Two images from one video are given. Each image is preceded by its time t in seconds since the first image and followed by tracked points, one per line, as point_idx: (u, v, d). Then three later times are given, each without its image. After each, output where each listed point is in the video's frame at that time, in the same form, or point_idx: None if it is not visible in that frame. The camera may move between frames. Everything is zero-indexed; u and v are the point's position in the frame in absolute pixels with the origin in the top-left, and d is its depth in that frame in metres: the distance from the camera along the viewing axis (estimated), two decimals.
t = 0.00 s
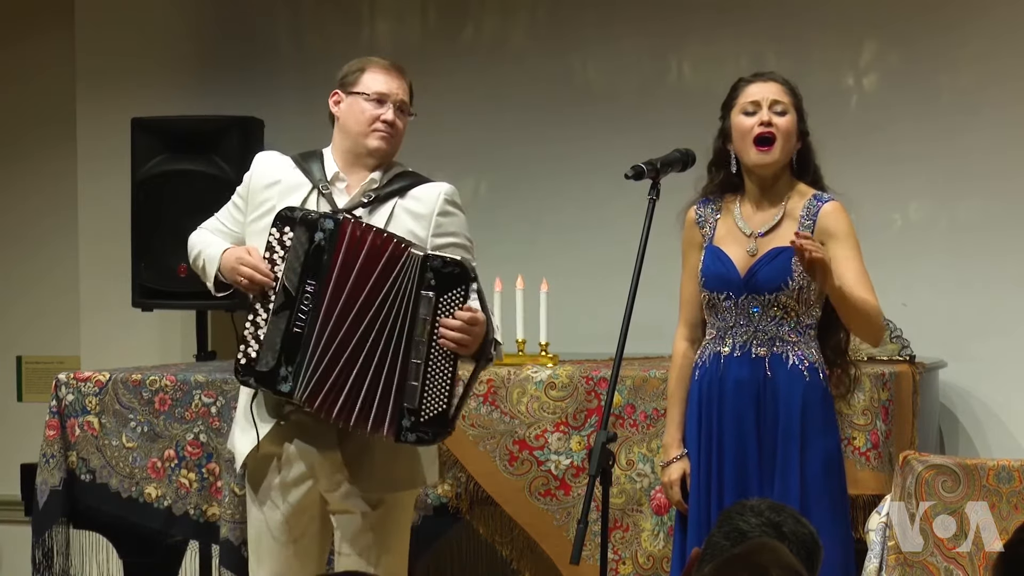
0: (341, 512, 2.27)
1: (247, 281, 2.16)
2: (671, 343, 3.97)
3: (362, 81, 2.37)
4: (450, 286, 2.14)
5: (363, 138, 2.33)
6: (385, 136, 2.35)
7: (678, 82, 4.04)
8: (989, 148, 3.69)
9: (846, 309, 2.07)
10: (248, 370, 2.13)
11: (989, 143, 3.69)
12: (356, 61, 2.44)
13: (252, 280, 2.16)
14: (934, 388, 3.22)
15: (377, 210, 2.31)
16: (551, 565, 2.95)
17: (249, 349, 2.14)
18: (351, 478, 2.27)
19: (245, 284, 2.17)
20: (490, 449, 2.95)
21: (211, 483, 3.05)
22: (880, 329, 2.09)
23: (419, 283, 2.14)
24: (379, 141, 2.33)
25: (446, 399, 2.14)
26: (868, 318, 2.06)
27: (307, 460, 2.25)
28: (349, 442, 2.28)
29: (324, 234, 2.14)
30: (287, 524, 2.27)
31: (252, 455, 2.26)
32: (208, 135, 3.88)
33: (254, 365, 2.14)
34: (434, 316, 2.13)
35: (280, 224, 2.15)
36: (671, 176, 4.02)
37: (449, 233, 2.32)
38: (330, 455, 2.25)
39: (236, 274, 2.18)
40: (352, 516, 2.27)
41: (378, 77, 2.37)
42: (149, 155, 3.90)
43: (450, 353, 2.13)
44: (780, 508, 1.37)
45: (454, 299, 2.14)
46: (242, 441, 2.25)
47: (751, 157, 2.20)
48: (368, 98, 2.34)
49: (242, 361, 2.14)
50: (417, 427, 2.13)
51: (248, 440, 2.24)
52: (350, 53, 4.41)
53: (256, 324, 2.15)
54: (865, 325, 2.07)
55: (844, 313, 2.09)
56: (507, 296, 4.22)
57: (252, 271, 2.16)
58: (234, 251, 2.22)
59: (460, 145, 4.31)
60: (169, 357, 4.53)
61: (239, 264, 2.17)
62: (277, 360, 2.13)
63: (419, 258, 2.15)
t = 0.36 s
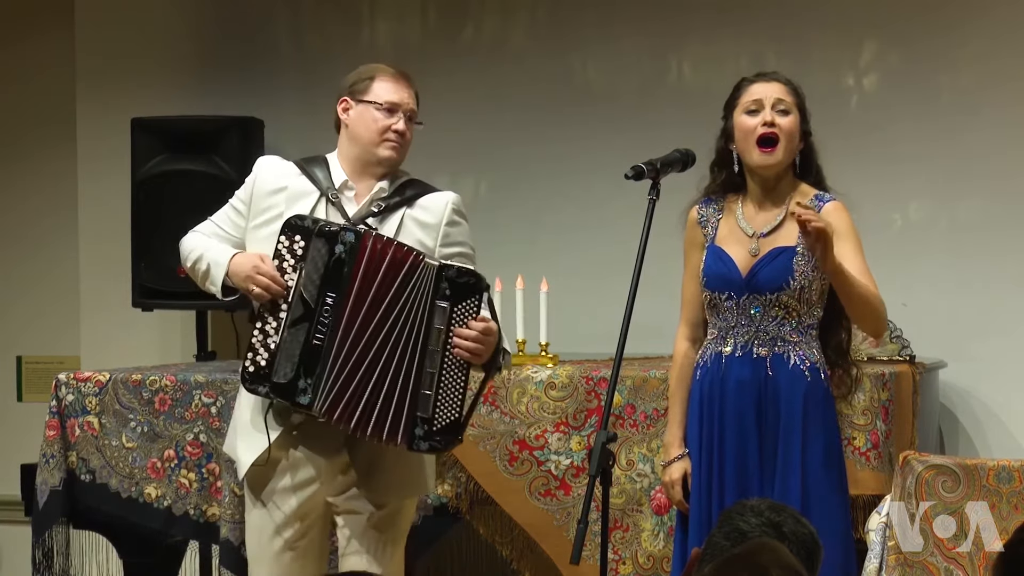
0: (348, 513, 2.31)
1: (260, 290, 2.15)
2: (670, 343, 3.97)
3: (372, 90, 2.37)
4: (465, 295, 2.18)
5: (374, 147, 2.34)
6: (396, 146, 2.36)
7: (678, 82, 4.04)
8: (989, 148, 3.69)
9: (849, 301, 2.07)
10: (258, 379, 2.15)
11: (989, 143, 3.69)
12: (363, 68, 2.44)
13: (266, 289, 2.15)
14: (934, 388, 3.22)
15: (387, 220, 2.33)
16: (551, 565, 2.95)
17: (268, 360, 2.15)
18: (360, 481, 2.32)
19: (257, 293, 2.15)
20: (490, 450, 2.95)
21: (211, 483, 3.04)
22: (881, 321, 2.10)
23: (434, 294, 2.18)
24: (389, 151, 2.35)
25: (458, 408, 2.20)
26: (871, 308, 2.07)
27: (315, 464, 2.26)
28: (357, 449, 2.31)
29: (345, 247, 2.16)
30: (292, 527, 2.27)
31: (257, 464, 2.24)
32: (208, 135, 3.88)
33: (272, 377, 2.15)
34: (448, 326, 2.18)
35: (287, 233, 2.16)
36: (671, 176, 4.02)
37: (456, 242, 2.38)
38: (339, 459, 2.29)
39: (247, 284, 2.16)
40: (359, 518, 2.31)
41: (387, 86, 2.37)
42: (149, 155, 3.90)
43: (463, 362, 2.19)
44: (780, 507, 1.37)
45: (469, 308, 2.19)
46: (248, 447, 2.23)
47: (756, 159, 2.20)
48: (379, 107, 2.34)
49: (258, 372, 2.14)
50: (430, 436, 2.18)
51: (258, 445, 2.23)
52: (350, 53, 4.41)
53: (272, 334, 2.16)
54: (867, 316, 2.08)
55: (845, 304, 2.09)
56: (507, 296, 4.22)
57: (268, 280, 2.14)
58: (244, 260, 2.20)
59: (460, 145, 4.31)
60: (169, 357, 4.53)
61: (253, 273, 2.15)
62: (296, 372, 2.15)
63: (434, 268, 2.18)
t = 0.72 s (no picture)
0: (350, 510, 2.30)
1: (266, 284, 2.14)
2: (670, 343, 3.97)
3: (376, 85, 2.38)
4: (466, 287, 2.20)
5: (380, 142, 2.34)
6: (401, 140, 2.37)
7: (678, 82, 4.04)
8: (989, 148, 3.69)
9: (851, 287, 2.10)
10: (264, 374, 2.15)
11: (989, 143, 3.69)
12: (367, 64, 2.45)
13: (271, 283, 2.14)
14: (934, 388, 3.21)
15: (392, 215, 2.33)
16: (551, 566, 2.95)
17: (275, 355, 2.15)
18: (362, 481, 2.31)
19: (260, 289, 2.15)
20: (490, 450, 2.95)
21: (211, 484, 3.04)
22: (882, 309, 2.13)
23: (437, 285, 2.20)
24: (395, 146, 2.35)
25: (458, 399, 2.20)
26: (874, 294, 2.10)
27: (321, 460, 2.27)
28: (362, 444, 2.32)
29: (354, 241, 2.17)
30: (296, 524, 2.27)
31: (263, 459, 2.24)
32: (208, 135, 3.88)
33: (281, 371, 2.14)
34: (450, 317, 2.19)
35: (294, 227, 2.16)
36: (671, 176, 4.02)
37: (460, 238, 2.36)
38: (346, 456, 2.29)
39: (251, 278, 2.15)
40: (361, 515, 2.30)
41: (392, 81, 2.37)
42: (149, 155, 3.90)
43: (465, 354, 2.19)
44: (780, 508, 1.37)
45: (471, 300, 2.20)
46: (254, 441, 2.23)
47: (758, 159, 2.20)
48: (385, 102, 2.35)
49: (265, 368, 2.14)
50: (430, 426, 2.18)
51: (263, 441, 2.23)
52: (350, 53, 4.41)
53: (279, 328, 2.16)
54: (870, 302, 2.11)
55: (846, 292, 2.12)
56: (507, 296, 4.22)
57: (274, 274, 2.14)
58: (248, 255, 2.19)
59: (460, 145, 4.31)
60: (169, 357, 4.53)
61: (259, 268, 2.14)
62: (305, 366, 2.14)
63: (437, 259, 2.19)
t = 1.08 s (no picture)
0: (350, 509, 2.29)
1: (267, 274, 2.15)
2: (670, 343, 3.97)
3: (378, 77, 2.38)
4: (455, 271, 2.18)
5: (382, 134, 2.34)
6: (404, 131, 2.36)
7: (678, 82, 4.04)
8: (989, 148, 3.69)
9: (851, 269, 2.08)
10: (263, 365, 2.15)
11: (988, 143, 3.69)
12: (369, 58, 2.45)
13: (271, 273, 2.16)
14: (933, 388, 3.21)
15: (395, 207, 2.33)
16: (552, 565, 2.95)
17: (274, 345, 2.15)
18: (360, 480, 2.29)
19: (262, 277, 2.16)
20: (490, 450, 2.95)
21: (211, 483, 3.04)
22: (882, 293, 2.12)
23: (424, 268, 2.19)
24: (398, 136, 2.35)
25: (448, 385, 2.18)
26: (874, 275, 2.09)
27: (321, 455, 2.26)
28: (363, 440, 2.30)
29: (352, 231, 2.17)
30: (297, 518, 2.27)
31: (263, 451, 2.25)
32: (208, 135, 3.88)
33: (278, 360, 2.15)
34: (438, 300, 2.17)
35: (298, 218, 2.16)
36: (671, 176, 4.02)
37: (463, 229, 2.34)
38: (346, 454, 2.28)
39: (252, 266, 2.16)
40: (361, 514, 2.28)
41: (393, 73, 2.38)
42: (149, 155, 3.90)
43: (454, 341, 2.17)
44: (780, 507, 1.37)
45: (459, 284, 2.18)
46: (255, 432, 2.25)
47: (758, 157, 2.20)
48: (387, 94, 2.35)
49: (264, 358, 2.14)
50: (419, 411, 2.16)
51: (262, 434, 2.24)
52: (350, 53, 4.41)
53: (276, 318, 2.16)
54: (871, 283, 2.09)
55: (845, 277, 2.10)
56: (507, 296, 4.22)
57: (274, 265, 2.15)
58: (249, 244, 2.20)
59: (460, 145, 4.31)
60: (169, 357, 4.53)
61: (259, 257, 2.15)
62: (302, 356, 2.15)
63: (423, 243, 2.19)
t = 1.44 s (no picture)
0: (350, 510, 2.29)
1: (269, 276, 2.17)
2: (670, 343, 3.98)
3: (377, 77, 2.38)
4: (448, 273, 2.16)
5: (382, 132, 2.34)
6: (404, 130, 2.36)
7: (678, 82, 4.05)
8: (988, 148, 3.69)
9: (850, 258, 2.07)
10: (264, 367, 2.16)
11: (988, 143, 3.69)
12: (368, 58, 2.45)
13: (274, 276, 2.17)
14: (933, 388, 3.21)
15: (396, 208, 2.33)
16: (551, 565, 2.95)
17: (274, 348, 2.17)
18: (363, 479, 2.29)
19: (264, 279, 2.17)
20: (490, 450, 2.95)
21: (211, 483, 3.04)
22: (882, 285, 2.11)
23: (415, 270, 2.17)
24: (399, 135, 2.34)
25: (438, 386, 2.16)
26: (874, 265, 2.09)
27: (321, 456, 2.27)
28: (363, 441, 2.30)
29: (350, 235, 2.17)
30: (297, 519, 2.27)
31: (263, 452, 2.25)
32: (208, 135, 3.89)
33: (277, 364, 2.16)
34: (429, 302, 2.16)
35: (299, 220, 2.17)
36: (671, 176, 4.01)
37: (464, 229, 2.34)
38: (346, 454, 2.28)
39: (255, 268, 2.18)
40: (361, 516, 2.28)
41: (393, 71, 2.38)
42: (149, 155, 3.90)
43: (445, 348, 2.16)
44: (780, 507, 1.37)
45: (451, 286, 2.16)
46: (255, 434, 2.25)
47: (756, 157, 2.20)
48: (386, 92, 2.35)
49: (265, 361, 2.16)
50: (407, 413, 2.15)
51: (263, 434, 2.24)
52: (350, 53, 4.41)
53: (276, 321, 2.18)
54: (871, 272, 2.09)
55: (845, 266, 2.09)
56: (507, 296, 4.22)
57: (276, 269, 2.17)
58: (253, 245, 2.21)
59: (460, 145, 4.31)
60: (169, 357, 4.53)
61: (263, 260, 2.17)
62: (300, 360, 2.16)
63: (415, 244, 2.17)
